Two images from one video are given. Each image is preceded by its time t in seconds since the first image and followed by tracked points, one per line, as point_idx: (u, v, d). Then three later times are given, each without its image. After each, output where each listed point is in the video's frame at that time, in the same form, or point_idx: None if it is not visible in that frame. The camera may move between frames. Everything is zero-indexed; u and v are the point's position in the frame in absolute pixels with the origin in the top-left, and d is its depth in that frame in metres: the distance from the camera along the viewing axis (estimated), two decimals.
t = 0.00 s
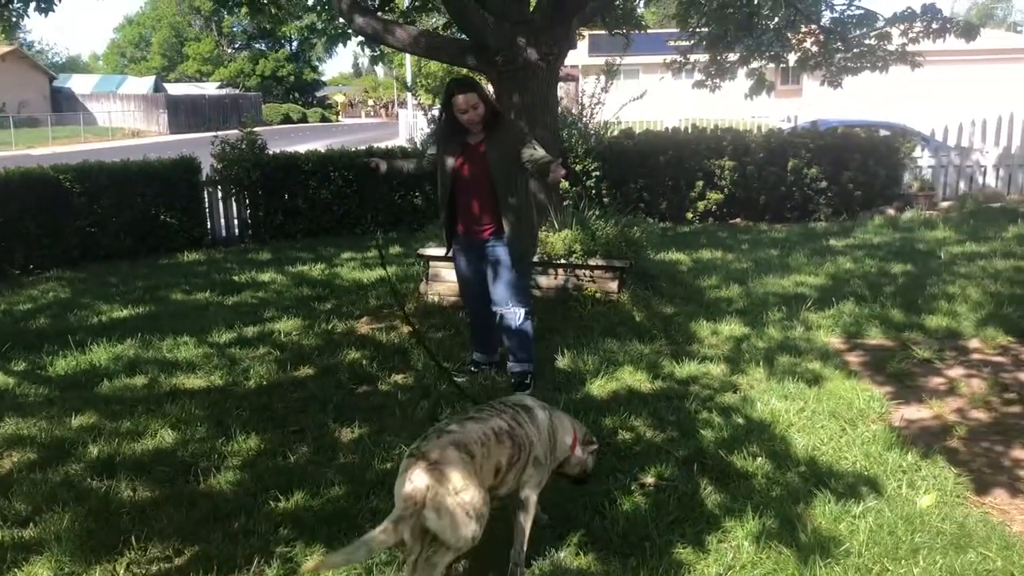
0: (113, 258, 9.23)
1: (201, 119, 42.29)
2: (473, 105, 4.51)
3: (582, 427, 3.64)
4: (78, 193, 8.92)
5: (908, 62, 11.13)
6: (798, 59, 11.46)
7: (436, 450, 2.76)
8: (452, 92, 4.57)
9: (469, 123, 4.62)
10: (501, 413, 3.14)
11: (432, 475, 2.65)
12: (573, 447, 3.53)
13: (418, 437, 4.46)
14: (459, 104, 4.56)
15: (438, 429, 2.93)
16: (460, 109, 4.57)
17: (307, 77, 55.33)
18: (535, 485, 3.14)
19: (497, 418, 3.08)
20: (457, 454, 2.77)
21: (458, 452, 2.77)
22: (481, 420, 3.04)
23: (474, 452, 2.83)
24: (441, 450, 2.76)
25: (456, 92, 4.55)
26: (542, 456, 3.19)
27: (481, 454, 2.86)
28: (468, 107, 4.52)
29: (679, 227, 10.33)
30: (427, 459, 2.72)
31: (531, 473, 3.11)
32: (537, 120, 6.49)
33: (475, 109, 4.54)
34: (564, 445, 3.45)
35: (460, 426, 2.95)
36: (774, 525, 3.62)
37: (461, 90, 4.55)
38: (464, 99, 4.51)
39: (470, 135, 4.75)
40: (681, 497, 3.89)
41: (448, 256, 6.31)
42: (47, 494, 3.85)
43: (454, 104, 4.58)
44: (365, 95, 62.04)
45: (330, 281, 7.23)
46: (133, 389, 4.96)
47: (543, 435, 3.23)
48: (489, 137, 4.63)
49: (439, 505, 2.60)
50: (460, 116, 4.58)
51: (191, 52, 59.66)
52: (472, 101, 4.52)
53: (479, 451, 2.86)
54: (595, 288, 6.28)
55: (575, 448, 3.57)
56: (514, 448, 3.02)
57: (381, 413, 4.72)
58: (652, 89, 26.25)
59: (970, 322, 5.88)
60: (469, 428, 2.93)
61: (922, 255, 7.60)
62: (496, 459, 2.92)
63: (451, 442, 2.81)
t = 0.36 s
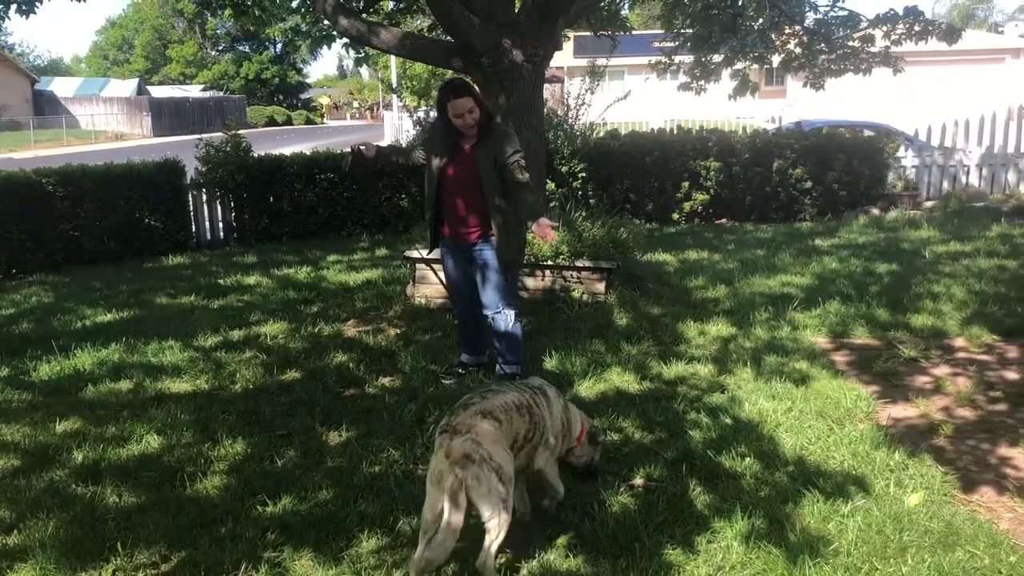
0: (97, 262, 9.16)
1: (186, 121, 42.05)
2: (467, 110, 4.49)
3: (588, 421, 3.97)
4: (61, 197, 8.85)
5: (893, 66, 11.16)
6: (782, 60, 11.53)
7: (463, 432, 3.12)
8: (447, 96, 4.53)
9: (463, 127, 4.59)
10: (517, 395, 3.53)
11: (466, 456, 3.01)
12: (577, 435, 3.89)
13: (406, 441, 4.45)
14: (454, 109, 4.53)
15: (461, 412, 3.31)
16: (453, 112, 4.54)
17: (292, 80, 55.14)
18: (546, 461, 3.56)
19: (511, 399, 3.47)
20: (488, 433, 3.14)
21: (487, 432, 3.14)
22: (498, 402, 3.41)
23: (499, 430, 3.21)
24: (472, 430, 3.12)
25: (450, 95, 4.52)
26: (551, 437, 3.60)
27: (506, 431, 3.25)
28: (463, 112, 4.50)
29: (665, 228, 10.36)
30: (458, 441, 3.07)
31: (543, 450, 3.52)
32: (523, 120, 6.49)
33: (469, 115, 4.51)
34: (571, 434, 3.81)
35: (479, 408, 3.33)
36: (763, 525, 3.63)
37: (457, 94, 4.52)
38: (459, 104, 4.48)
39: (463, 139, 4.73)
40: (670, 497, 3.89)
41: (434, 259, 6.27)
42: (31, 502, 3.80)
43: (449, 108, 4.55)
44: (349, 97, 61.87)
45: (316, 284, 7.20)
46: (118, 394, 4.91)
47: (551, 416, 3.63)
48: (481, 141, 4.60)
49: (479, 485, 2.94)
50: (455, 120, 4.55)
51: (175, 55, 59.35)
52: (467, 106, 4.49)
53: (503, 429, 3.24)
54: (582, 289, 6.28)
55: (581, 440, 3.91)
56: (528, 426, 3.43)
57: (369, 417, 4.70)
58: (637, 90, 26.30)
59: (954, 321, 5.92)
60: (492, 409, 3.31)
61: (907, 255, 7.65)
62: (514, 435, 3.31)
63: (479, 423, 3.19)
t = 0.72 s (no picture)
0: (88, 261, 9.12)
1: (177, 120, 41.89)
2: (459, 105, 4.48)
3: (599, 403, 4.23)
4: (52, 196, 8.80)
5: (883, 65, 11.27)
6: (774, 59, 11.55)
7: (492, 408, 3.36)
8: (438, 91, 4.53)
9: (454, 123, 4.59)
10: (540, 379, 3.76)
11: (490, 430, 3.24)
12: (591, 414, 4.14)
13: (400, 440, 4.44)
14: (445, 104, 4.53)
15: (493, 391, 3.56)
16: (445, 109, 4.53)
17: (284, 78, 55.00)
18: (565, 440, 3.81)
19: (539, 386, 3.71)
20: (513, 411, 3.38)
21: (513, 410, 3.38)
22: (526, 387, 3.65)
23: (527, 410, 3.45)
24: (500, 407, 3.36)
25: (442, 91, 4.50)
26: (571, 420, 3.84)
27: (530, 412, 3.47)
28: (454, 107, 4.49)
29: (657, 227, 10.36)
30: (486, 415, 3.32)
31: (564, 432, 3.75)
32: (516, 120, 6.49)
33: (461, 110, 4.51)
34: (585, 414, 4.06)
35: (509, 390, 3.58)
36: (757, 523, 3.63)
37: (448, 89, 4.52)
38: (450, 99, 4.48)
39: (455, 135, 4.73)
40: (664, 496, 3.89)
41: (427, 257, 6.27)
42: (22, 503, 3.77)
43: (440, 103, 4.54)
44: (341, 96, 61.76)
45: (308, 283, 7.17)
46: (110, 394, 4.89)
47: (572, 400, 3.88)
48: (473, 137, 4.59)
49: (500, 460, 3.14)
50: (446, 115, 4.55)
51: (165, 53, 59.10)
52: (458, 101, 4.48)
53: (528, 410, 3.47)
54: (576, 288, 6.28)
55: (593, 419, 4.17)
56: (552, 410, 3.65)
57: (363, 416, 4.68)
58: (629, 89, 26.31)
59: (946, 319, 5.94)
60: (520, 390, 3.55)
61: (899, 253, 7.68)
62: (539, 418, 3.53)
63: (507, 402, 3.43)
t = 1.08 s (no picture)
0: (84, 257, 9.09)
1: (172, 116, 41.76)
2: (456, 94, 4.49)
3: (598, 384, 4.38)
4: (47, 191, 8.77)
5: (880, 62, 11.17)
6: (772, 55, 11.48)
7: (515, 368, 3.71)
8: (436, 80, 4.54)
9: (450, 112, 4.59)
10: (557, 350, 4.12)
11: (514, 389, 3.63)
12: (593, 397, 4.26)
13: (396, 436, 4.43)
14: (442, 93, 4.54)
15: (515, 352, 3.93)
16: (441, 99, 4.54)
17: (279, 74, 54.86)
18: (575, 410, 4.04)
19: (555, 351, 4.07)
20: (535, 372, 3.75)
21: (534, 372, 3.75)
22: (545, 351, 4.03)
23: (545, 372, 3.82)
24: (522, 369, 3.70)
25: (439, 81, 4.53)
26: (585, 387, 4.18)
27: (551, 374, 3.85)
28: (451, 96, 4.50)
29: (654, 224, 10.37)
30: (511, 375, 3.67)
31: (576, 399, 4.03)
32: (513, 116, 6.49)
33: (458, 99, 4.52)
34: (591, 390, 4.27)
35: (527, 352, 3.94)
36: (754, 520, 3.64)
37: (446, 78, 4.53)
38: (447, 88, 4.49)
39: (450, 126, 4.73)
40: (660, 493, 3.89)
41: (423, 254, 6.25)
42: (18, 498, 3.76)
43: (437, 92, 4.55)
44: (336, 93, 61.65)
45: (304, 279, 7.16)
46: (105, 389, 4.88)
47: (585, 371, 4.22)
48: (467, 128, 4.60)
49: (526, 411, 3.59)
50: (442, 104, 4.55)
51: (160, 48, 58.87)
52: (455, 90, 4.49)
53: (549, 371, 3.85)
54: (572, 285, 6.28)
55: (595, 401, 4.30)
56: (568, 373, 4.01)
57: (359, 412, 4.68)
58: (626, 86, 26.31)
59: (942, 316, 5.96)
60: (539, 354, 3.90)
61: (895, 250, 7.69)
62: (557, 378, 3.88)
63: (530, 362, 3.79)
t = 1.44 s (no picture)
0: (79, 253, 9.08)
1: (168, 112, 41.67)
2: (457, 92, 4.49)
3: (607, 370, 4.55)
4: (43, 187, 8.76)
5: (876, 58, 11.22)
6: (768, 50, 11.56)
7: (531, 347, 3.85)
8: (437, 77, 4.53)
9: (450, 109, 4.59)
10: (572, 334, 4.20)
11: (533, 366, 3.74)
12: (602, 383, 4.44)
13: (393, 431, 4.44)
14: (443, 90, 4.53)
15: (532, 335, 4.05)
16: (441, 96, 4.54)
17: (275, 70, 54.76)
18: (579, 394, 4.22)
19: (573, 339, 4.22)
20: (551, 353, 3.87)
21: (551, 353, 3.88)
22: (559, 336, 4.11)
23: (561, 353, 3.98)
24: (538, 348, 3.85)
25: (440, 77, 4.52)
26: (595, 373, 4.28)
27: (560, 359, 3.95)
28: (452, 93, 4.50)
29: (650, 219, 10.37)
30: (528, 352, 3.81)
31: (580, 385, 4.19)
32: (509, 112, 6.50)
33: (458, 97, 4.52)
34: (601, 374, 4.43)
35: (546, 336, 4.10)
36: (749, 514, 3.65)
37: (447, 75, 4.53)
38: (449, 84, 4.49)
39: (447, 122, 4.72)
40: (657, 488, 3.90)
41: (418, 249, 6.25)
42: (13, 494, 3.76)
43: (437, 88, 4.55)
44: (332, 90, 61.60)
45: (300, 274, 7.15)
46: (101, 385, 4.87)
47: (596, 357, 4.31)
48: (465, 125, 4.61)
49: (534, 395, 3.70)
50: (442, 101, 4.54)
51: (156, 44, 58.73)
52: (456, 88, 4.49)
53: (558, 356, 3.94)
54: (569, 280, 6.30)
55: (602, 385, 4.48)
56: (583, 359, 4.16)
57: (356, 408, 4.68)
58: (623, 81, 26.30)
59: (938, 311, 5.97)
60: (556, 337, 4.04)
61: (891, 246, 7.70)
62: (567, 364, 4.01)
63: (543, 347, 3.88)
